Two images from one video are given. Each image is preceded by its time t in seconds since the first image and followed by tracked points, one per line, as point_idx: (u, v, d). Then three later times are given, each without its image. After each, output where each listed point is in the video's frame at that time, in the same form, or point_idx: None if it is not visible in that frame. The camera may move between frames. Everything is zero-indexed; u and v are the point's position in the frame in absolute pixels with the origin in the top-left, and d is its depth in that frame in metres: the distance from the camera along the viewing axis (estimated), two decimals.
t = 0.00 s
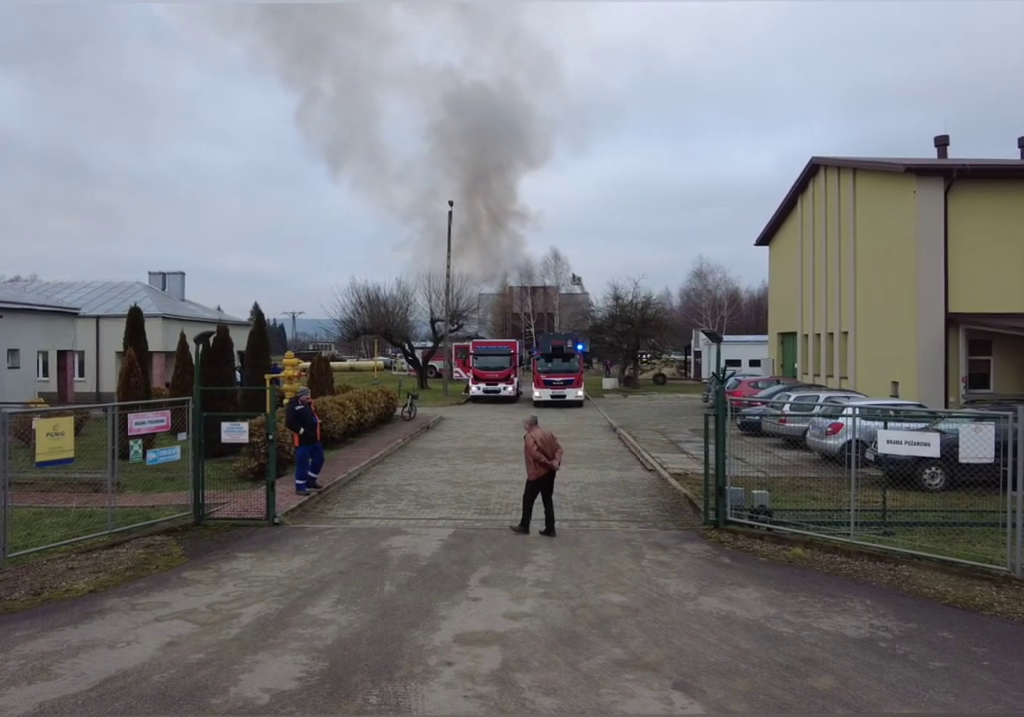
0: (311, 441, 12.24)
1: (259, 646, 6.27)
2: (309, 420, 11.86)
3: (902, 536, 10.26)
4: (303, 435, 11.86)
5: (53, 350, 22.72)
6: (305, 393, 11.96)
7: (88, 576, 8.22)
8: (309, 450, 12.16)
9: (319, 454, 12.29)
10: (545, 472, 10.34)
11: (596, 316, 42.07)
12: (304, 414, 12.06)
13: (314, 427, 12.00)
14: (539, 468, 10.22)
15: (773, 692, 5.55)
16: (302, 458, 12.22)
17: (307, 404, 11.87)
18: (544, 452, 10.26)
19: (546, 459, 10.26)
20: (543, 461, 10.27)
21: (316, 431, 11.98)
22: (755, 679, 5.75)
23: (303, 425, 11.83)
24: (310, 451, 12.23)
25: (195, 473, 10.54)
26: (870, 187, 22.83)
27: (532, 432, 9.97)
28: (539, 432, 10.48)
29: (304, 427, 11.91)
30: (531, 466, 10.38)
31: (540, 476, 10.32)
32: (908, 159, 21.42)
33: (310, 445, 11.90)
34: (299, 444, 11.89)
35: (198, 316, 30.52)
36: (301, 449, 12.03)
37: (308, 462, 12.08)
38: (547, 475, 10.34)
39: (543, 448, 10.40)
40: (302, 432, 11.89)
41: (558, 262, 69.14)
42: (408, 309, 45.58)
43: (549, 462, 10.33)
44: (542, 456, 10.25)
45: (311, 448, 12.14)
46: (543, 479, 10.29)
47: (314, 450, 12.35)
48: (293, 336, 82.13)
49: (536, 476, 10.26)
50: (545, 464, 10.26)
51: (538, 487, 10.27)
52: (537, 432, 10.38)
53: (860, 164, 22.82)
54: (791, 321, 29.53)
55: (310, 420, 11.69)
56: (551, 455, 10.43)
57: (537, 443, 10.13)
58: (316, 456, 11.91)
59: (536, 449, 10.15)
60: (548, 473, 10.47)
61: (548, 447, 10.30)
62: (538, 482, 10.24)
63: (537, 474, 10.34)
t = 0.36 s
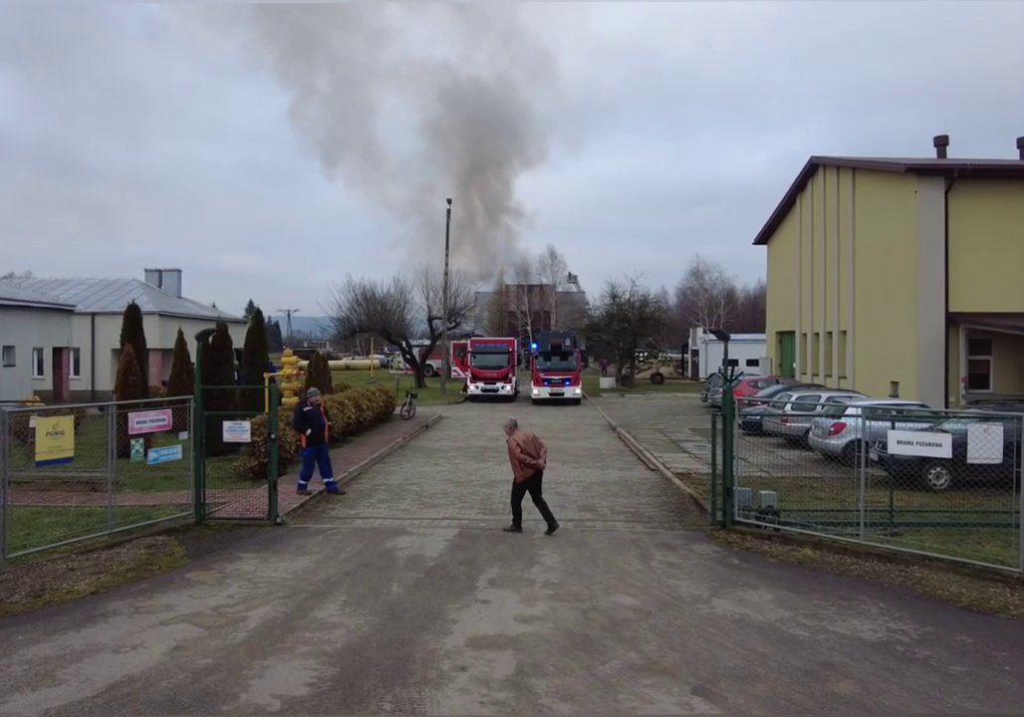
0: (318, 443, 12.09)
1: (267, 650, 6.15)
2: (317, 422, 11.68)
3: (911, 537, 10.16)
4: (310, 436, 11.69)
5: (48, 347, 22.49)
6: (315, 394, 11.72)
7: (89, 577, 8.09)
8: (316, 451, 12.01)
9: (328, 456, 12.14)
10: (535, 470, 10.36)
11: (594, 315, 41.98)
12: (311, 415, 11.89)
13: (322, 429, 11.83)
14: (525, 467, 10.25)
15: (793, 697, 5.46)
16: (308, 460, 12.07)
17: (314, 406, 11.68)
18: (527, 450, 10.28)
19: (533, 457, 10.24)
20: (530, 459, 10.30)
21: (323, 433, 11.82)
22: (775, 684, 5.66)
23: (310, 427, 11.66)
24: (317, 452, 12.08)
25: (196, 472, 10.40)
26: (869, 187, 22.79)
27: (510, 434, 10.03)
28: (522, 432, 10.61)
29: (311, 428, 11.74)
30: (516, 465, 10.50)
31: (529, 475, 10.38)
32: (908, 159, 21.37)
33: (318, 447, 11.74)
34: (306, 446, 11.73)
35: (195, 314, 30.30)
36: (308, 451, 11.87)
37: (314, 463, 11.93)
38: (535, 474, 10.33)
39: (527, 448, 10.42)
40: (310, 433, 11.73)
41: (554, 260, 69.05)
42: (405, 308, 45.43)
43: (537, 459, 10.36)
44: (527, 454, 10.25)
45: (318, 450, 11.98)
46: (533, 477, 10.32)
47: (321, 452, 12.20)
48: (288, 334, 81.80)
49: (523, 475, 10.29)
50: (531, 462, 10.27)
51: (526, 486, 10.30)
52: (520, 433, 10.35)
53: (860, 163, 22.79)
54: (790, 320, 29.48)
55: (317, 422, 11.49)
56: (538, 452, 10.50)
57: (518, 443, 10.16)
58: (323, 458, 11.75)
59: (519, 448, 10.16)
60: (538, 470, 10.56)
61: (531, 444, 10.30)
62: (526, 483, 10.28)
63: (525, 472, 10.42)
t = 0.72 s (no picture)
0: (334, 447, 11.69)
1: (283, 655, 6.04)
2: (338, 425, 11.33)
3: (923, 538, 10.11)
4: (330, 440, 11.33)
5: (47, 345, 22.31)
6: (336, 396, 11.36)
7: (97, 579, 7.97)
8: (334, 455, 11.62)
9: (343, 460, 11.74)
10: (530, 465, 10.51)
11: (593, 314, 41.90)
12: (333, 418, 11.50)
13: (343, 431, 11.47)
14: (519, 461, 10.42)
15: (821, 702, 5.37)
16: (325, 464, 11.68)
17: (337, 409, 11.33)
18: (520, 444, 10.55)
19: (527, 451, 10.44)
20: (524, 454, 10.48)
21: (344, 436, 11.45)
22: (801, 689, 5.57)
23: (332, 429, 11.28)
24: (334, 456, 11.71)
25: (202, 472, 10.26)
26: (872, 186, 22.71)
27: (500, 428, 10.28)
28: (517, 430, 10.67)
29: (333, 431, 11.35)
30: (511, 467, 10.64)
31: (524, 474, 10.51)
32: (912, 157, 21.29)
33: (339, 450, 11.37)
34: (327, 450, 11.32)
35: (193, 312, 30.11)
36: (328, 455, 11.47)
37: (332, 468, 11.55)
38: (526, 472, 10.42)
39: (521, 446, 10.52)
40: (331, 436, 11.34)
41: (553, 259, 68.93)
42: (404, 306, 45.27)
43: (533, 455, 10.56)
44: (520, 449, 10.46)
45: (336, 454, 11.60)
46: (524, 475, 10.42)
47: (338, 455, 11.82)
48: (286, 332, 81.61)
49: (518, 471, 10.43)
50: (524, 457, 10.43)
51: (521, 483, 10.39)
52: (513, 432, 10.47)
53: (863, 162, 22.72)
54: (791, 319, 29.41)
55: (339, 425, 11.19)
56: (532, 450, 10.68)
57: (510, 436, 10.45)
58: (344, 462, 11.37)
59: (511, 441, 10.40)
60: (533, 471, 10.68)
61: (524, 438, 10.57)
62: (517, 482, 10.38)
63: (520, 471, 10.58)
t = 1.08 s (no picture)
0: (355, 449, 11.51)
1: (307, 658, 6.00)
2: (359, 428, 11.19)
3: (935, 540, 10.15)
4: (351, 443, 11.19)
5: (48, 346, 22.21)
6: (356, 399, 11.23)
7: (111, 582, 7.92)
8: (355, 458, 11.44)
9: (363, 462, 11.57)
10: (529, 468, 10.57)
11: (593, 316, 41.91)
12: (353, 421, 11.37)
13: (363, 435, 11.31)
14: (517, 461, 10.51)
15: (851, 705, 5.36)
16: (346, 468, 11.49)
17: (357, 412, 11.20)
18: (519, 446, 10.67)
19: (525, 453, 10.55)
20: (523, 456, 10.58)
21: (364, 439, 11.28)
22: (829, 692, 5.56)
23: (353, 433, 11.12)
24: (355, 458, 11.53)
25: (213, 474, 10.20)
26: (874, 188, 22.75)
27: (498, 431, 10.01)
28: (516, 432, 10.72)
29: (353, 435, 11.19)
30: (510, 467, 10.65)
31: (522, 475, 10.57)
32: (914, 160, 21.35)
33: (359, 453, 11.18)
34: (348, 454, 11.13)
35: (193, 313, 30.01)
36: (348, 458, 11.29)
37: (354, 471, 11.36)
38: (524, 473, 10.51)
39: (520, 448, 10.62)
40: (352, 440, 11.17)
41: (551, 260, 68.92)
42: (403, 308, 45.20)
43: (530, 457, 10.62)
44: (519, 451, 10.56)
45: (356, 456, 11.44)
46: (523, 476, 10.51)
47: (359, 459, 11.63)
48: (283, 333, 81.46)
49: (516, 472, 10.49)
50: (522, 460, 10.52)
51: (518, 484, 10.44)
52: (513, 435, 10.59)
53: (865, 165, 22.76)
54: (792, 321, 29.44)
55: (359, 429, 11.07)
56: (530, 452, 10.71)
57: (510, 436, 10.60)
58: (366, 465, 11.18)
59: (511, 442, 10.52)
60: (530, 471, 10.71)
61: (524, 440, 10.67)
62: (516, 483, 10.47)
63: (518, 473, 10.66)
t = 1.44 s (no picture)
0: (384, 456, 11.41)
1: (342, 663, 5.96)
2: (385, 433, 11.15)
3: (952, 543, 10.20)
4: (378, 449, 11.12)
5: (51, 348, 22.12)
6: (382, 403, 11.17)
7: (135, 586, 7.88)
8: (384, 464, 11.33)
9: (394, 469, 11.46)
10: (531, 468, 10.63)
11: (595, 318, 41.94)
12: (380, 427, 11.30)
13: (390, 441, 11.20)
14: (517, 461, 10.61)
15: (891, 710, 5.36)
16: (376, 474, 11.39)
17: (383, 417, 11.14)
18: (520, 446, 10.76)
19: (527, 452, 10.64)
20: (525, 456, 10.66)
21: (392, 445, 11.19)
22: (867, 696, 5.56)
23: (379, 439, 11.04)
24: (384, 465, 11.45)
25: (230, 477, 10.19)
26: (878, 192, 22.83)
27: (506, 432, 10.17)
28: (519, 431, 10.82)
29: (381, 441, 11.10)
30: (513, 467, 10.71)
31: (523, 475, 10.65)
32: (918, 165, 21.42)
33: (387, 460, 11.11)
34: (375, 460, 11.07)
35: (195, 315, 29.93)
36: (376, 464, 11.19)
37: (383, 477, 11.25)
38: (525, 474, 10.60)
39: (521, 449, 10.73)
40: (379, 446, 11.08)
41: (550, 263, 68.99)
42: (403, 310, 45.17)
43: (531, 458, 10.70)
44: (520, 452, 10.68)
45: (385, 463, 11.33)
46: (525, 476, 10.59)
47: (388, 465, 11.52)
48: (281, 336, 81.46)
49: (517, 472, 10.57)
50: (522, 460, 10.64)
51: (517, 483, 10.50)
52: (516, 433, 10.71)
53: (869, 169, 22.83)
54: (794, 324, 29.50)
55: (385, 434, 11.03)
56: (532, 453, 10.78)
57: (511, 436, 10.71)
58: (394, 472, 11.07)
59: (511, 440, 10.65)
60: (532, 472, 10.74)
61: (527, 440, 10.76)
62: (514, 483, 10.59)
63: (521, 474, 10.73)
